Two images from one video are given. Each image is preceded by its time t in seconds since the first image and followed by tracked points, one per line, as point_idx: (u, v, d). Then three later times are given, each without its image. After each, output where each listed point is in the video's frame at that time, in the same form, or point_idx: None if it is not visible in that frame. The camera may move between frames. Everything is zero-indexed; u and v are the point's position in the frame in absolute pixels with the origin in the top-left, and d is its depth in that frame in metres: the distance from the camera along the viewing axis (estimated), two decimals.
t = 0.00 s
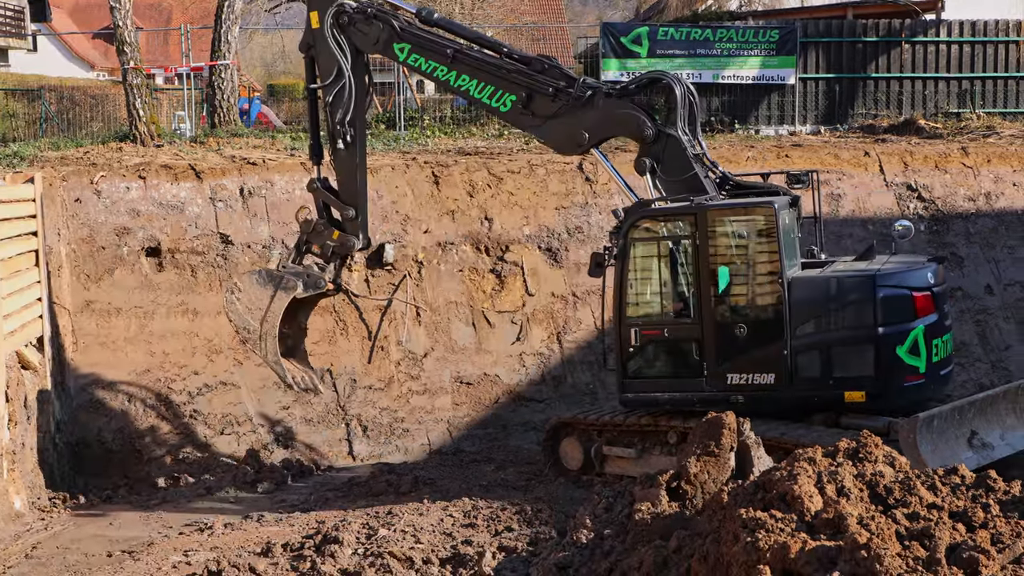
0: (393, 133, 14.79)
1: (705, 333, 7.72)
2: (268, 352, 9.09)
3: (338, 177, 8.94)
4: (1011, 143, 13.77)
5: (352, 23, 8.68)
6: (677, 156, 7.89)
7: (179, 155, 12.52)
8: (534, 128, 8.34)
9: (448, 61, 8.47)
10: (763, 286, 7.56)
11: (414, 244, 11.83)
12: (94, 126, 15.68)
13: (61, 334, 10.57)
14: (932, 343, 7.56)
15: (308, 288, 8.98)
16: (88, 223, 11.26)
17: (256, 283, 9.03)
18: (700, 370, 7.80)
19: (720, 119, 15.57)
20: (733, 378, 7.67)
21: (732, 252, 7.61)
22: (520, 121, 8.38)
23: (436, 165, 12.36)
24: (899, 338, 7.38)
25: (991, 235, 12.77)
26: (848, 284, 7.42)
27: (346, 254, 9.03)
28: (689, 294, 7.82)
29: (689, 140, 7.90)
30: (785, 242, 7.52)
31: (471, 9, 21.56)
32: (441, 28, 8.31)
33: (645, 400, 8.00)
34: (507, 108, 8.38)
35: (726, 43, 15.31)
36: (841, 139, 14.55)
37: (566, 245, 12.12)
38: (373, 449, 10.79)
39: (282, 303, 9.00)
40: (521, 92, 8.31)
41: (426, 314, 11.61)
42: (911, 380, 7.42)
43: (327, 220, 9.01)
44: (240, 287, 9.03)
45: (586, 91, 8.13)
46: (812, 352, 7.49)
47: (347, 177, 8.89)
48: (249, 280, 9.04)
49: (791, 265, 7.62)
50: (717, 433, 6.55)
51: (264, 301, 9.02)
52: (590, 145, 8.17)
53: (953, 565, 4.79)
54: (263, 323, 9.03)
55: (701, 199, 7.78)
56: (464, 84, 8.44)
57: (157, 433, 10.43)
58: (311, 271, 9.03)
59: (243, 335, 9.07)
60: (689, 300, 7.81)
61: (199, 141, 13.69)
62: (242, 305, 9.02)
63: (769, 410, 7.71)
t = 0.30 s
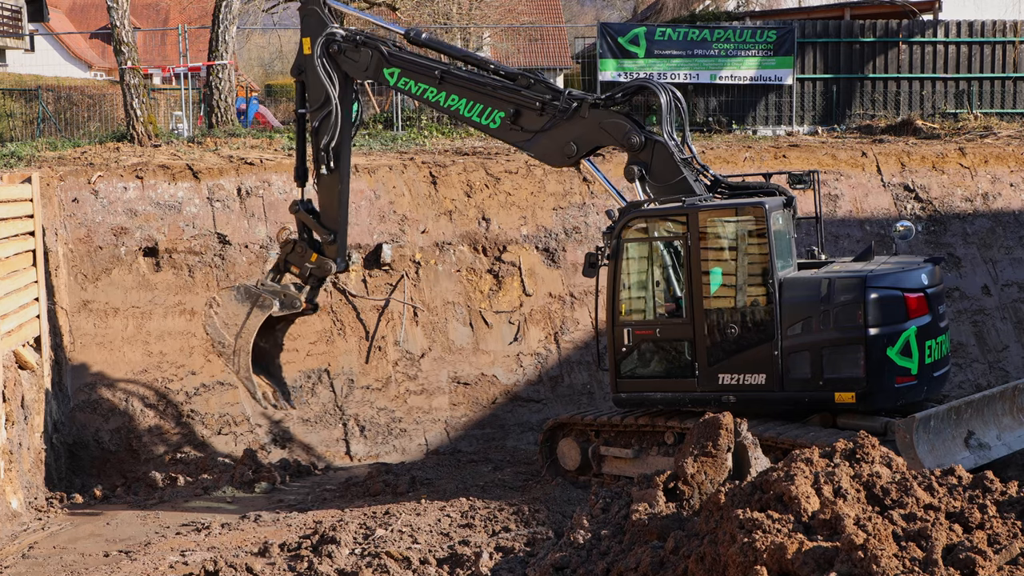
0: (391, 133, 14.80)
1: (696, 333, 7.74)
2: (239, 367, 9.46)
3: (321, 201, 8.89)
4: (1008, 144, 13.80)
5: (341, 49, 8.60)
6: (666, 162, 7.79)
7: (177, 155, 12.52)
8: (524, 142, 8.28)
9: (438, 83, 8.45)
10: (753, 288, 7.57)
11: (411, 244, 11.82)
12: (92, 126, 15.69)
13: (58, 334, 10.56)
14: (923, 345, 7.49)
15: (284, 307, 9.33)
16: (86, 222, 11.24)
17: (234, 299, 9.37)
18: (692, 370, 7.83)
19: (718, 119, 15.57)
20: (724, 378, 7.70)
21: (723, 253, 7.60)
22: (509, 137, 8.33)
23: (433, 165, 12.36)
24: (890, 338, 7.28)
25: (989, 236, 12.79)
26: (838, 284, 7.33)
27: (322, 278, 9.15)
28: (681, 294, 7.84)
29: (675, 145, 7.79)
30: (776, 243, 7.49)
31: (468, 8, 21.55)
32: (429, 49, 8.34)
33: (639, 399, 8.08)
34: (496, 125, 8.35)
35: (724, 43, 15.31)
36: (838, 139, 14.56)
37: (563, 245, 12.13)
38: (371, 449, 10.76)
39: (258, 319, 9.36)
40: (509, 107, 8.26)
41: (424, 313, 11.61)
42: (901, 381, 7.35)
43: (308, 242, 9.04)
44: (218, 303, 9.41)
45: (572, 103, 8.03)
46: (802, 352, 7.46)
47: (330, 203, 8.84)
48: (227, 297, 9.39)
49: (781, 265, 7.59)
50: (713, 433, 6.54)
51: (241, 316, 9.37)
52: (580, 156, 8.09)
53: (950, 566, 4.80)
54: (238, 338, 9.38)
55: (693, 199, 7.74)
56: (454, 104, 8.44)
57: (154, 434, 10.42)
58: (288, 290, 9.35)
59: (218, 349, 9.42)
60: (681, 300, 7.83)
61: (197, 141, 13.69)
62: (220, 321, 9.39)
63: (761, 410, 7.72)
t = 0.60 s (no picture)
0: (391, 134, 14.81)
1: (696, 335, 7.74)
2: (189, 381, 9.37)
3: (285, 225, 8.90)
4: (1007, 145, 13.81)
5: (323, 79, 8.61)
6: (654, 169, 7.81)
7: (176, 156, 12.52)
8: (511, 159, 8.29)
9: (422, 106, 8.47)
10: (751, 289, 7.58)
11: (410, 246, 11.81)
12: (91, 128, 15.69)
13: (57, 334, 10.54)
14: (922, 344, 7.50)
15: (236, 325, 9.21)
16: (84, 223, 11.23)
17: (189, 312, 9.25)
18: (691, 371, 7.83)
19: (716, 120, 15.52)
20: (723, 379, 7.69)
21: (722, 254, 7.60)
22: (497, 155, 8.33)
23: (432, 166, 12.34)
24: (889, 339, 7.29)
25: (987, 237, 12.79)
26: (837, 285, 7.35)
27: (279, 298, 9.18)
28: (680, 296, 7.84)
29: (662, 153, 7.83)
30: (775, 244, 7.50)
31: (467, 9, 21.55)
32: (412, 70, 8.24)
33: (638, 401, 8.06)
34: (482, 144, 8.35)
35: (723, 45, 15.32)
36: (837, 140, 14.57)
37: (562, 247, 12.12)
38: (369, 450, 10.81)
39: (210, 335, 9.22)
40: (494, 125, 8.27)
41: (422, 314, 11.60)
42: (900, 381, 7.36)
43: (268, 262, 9.13)
44: (174, 313, 9.28)
45: (556, 116, 8.05)
46: (802, 353, 7.45)
47: (293, 231, 8.88)
48: (183, 309, 9.25)
49: (781, 267, 7.62)
50: (713, 435, 6.50)
51: (194, 330, 9.25)
52: (567, 169, 8.07)
53: (948, 567, 4.80)
54: (189, 352, 9.29)
55: (691, 201, 7.75)
56: (439, 126, 8.45)
57: (153, 435, 10.42)
58: (242, 309, 9.23)
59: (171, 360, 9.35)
60: (681, 302, 7.83)
61: (196, 142, 13.69)
62: (175, 333, 9.29)
63: (760, 411, 7.73)
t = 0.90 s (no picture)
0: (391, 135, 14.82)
1: (697, 337, 7.74)
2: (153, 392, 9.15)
3: (258, 243, 8.93)
4: (1007, 147, 13.80)
5: (309, 103, 8.67)
6: (644, 175, 7.87)
7: (176, 157, 12.53)
8: (502, 174, 8.32)
9: (410, 125, 8.52)
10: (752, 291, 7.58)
11: (410, 247, 11.81)
12: (92, 129, 15.69)
13: (57, 335, 10.54)
14: (924, 346, 7.51)
15: (202, 340, 9.00)
16: (85, 224, 11.23)
17: (158, 322, 9.06)
18: (693, 373, 7.83)
19: (716, 122, 15.52)
20: (724, 381, 7.69)
21: (724, 255, 7.59)
22: (488, 171, 8.37)
23: (432, 167, 12.31)
24: (891, 340, 7.30)
25: (988, 239, 12.80)
26: (839, 286, 7.35)
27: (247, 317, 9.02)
28: (682, 298, 7.84)
29: (653, 159, 7.87)
30: (777, 246, 7.50)
31: (468, 11, 21.56)
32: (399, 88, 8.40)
33: (639, 402, 8.07)
34: (473, 160, 8.39)
35: (723, 47, 15.31)
36: (838, 142, 14.57)
37: (562, 248, 12.11)
38: (369, 451, 10.82)
39: (175, 347, 9.02)
40: (484, 140, 8.32)
41: (423, 316, 11.60)
42: (902, 382, 7.37)
43: (239, 279, 9.01)
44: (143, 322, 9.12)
45: (545, 128, 8.09)
46: (805, 355, 7.45)
47: (267, 251, 8.90)
48: (152, 318, 9.08)
49: (782, 268, 7.62)
50: (714, 436, 6.54)
51: (161, 340, 9.06)
52: (558, 180, 8.10)
53: (949, 568, 4.79)
54: (155, 362, 9.12)
55: (693, 203, 7.75)
56: (429, 144, 8.50)
57: (152, 436, 10.41)
58: (210, 323, 9.05)
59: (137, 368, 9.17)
60: (682, 303, 7.83)
61: (197, 143, 13.69)
62: (142, 341, 9.12)
63: (762, 413, 7.73)
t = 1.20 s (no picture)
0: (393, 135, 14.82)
1: (699, 338, 7.74)
2: (125, 386, 9.32)
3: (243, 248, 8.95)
4: (1009, 149, 13.79)
5: (305, 116, 8.69)
6: (642, 178, 7.84)
7: (178, 157, 12.54)
8: (500, 181, 8.33)
9: (406, 135, 8.52)
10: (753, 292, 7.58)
11: (412, 248, 11.81)
12: (93, 130, 15.70)
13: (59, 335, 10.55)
14: (925, 346, 7.51)
15: (180, 340, 9.14)
16: (86, 224, 11.24)
17: (136, 318, 9.19)
18: (694, 374, 7.83)
19: (719, 123, 15.55)
20: (726, 382, 7.69)
21: (726, 256, 7.59)
22: (485, 179, 8.38)
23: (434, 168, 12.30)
24: (893, 341, 7.29)
25: (989, 241, 12.80)
26: (841, 287, 7.34)
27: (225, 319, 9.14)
28: (683, 300, 7.84)
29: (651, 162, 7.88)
30: (779, 246, 7.49)
31: (470, 12, 21.58)
32: (395, 97, 8.50)
33: (641, 403, 8.07)
34: (470, 168, 8.40)
35: (725, 48, 15.30)
36: (840, 143, 14.56)
37: (564, 249, 12.10)
38: (371, 452, 10.83)
39: (152, 344, 9.15)
40: (480, 148, 8.33)
41: (424, 316, 11.60)
42: (904, 382, 7.36)
43: (220, 281, 9.07)
44: (122, 317, 9.26)
45: (542, 135, 8.11)
46: (806, 355, 7.45)
47: (251, 256, 8.92)
48: (131, 313, 9.21)
49: (784, 268, 7.61)
50: (716, 437, 6.56)
51: (138, 336, 9.20)
52: (555, 186, 8.09)
53: (951, 570, 4.79)
54: (130, 357, 9.26)
55: (694, 204, 7.75)
56: (425, 153, 8.51)
57: (153, 437, 10.41)
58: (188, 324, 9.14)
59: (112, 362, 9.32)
60: (684, 304, 7.83)
61: (198, 143, 13.70)
62: (119, 336, 9.27)
63: (764, 414, 7.73)
